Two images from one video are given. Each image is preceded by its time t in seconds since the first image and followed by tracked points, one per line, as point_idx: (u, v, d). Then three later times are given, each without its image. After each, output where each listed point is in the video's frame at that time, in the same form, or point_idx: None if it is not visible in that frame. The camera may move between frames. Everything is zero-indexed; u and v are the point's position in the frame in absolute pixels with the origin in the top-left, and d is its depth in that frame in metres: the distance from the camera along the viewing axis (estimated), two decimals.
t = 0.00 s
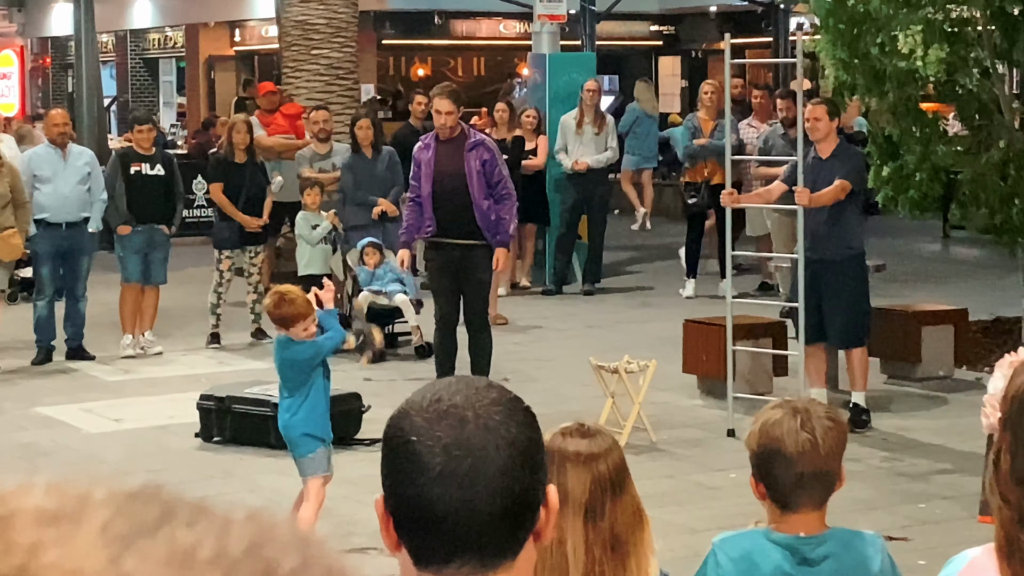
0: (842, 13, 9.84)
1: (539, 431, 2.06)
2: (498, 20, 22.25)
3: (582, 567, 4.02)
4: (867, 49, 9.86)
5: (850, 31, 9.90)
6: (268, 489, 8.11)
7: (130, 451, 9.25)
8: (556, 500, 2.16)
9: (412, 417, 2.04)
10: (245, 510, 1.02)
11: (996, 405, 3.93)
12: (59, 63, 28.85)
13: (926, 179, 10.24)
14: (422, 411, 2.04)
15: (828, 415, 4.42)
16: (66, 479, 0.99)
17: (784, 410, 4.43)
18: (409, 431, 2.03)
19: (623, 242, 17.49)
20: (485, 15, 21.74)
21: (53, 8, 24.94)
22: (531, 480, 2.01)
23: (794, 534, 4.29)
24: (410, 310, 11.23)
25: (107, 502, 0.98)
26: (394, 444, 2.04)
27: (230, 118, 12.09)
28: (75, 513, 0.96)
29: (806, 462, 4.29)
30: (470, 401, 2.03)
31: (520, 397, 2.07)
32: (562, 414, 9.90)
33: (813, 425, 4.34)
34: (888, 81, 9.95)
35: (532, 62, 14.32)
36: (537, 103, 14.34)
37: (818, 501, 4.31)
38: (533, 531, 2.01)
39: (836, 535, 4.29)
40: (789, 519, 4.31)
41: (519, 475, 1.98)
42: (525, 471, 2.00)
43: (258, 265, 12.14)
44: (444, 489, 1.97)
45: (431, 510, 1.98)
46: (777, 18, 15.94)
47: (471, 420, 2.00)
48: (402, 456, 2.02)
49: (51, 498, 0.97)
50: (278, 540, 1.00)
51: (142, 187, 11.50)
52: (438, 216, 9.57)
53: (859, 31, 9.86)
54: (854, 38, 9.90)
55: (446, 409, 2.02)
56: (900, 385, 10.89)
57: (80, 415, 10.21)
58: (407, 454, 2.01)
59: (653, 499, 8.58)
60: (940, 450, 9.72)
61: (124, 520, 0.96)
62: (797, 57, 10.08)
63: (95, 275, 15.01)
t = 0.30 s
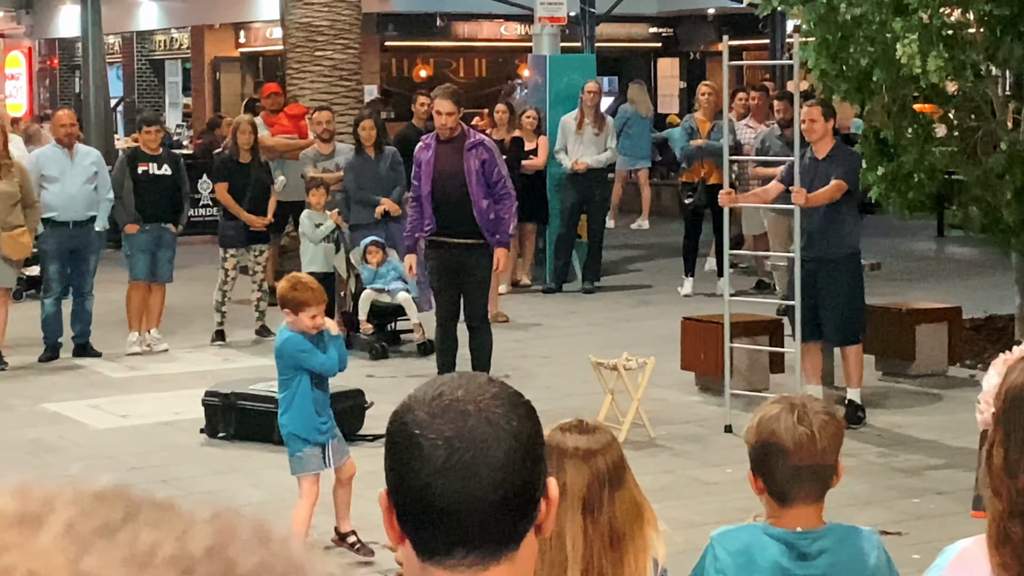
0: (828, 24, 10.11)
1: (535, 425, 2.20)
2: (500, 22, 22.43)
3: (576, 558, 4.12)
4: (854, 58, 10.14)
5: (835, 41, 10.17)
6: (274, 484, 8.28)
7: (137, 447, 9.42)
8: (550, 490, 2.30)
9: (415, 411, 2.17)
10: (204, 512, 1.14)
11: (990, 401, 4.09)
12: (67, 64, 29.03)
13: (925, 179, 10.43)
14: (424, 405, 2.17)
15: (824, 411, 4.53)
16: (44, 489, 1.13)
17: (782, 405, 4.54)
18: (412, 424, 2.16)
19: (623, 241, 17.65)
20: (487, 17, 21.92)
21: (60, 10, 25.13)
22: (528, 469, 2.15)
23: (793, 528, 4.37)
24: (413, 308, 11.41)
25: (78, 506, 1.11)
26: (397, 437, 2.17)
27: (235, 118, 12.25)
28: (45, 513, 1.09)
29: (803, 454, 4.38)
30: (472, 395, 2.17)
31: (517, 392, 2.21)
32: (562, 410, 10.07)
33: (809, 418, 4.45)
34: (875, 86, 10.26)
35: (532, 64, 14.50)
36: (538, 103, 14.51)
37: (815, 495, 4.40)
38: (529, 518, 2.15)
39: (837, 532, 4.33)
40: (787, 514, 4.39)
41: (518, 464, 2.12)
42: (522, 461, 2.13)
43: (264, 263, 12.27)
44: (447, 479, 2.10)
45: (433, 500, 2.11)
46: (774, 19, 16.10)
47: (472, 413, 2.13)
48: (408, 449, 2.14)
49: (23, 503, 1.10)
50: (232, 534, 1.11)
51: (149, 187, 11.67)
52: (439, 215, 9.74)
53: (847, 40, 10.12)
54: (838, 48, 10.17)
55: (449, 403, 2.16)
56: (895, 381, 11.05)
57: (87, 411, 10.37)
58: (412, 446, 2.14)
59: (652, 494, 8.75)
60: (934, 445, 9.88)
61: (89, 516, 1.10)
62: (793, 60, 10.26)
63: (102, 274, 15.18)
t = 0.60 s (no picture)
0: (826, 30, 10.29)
1: (540, 420, 2.14)
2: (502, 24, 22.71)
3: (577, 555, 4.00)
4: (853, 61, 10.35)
5: (835, 46, 10.34)
6: (280, 479, 8.45)
7: (146, 442, 9.59)
8: (555, 484, 2.24)
9: (420, 404, 2.12)
10: (172, 498, 1.08)
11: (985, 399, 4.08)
12: (77, 65, 29.32)
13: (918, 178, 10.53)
14: (429, 398, 2.12)
15: (824, 406, 4.43)
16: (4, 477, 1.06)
17: (781, 401, 4.45)
18: (417, 417, 2.11)
19: (624, 239, 17.82)
20: (490, 19, 22.18)
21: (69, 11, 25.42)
22: (534, 462, 2.10)
23: (791, 523, 4.33)
24: (417, 305, 11.58)
25: (42, 491, 1.04)
26: (401, 430, 2.12)
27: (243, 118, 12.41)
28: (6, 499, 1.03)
29: (801, 451, 4.32)
30: (477, 389, 2.12)
31: (522, 387, 2.16)
32: (564, 406, 10.24)
33: (808, 415, 4.37)
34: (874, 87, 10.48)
35: (536, 65, 14.69)
36: (540, 104, 14.70)
37: (813, 490, 4.35)
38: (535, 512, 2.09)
39: (833, 524, 4.31)
40: (785, 509, 4.34)
41: (524, 458, 2.07)
42: (528, 454, 2.08)
43: (270, 260, 12.45)
44: (452, 472, 2.05)
45: (438, 492, 2.06)
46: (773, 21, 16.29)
47: (477, 405, 2.08)
48: (412, 442, 2.09)
49: None
50: (207, 519, 1.05)
51: (157, 186, 11.85)
52: (440, 214, 9.91)
53: (844, 45, 10.31)
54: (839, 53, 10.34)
55: (453, 396, 2.11)
56: (892, 377, 11.21)
57: (96, 406, 10.55)
58: (416, 440, 2.09)
59: (652, 489, 8.91)
60: (930, 441, 10.05)
61: (64, 499, 1.03)
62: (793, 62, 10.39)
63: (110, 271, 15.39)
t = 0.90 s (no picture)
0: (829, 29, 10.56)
1: (541, 408, 2.25)
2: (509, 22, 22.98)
3: (579, 544, 4.14)
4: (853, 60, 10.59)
5: (839, 47, 10.60)
6: (292, 469, 8.64)
7: (157, 433, 9.78)
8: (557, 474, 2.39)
9: (425, 396, 2.24)
10: (168, 481, 0.97)
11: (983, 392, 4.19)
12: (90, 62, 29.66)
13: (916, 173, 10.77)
14: (433, 390, 2.24)
15: (825, 400, 4.43)
16: None
17: (782, 393, 4.44)
18: (422, 409, 2.22)
19: (627, 234, 18.01)
20: (497, 18, 22.44)
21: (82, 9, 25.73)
22: (536, 451, 2.21)
23: (794, 514, 4.31)
24: (424, 299, 11.76)
25: (44, 476, 0.93)
26: (407, 421, 2.24)
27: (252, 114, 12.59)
28: None
29: (802, 442, 4.31)
30: (479, 380, 2.23)
31: (523, 378, 2.25)
32: (568, 399, 10.43)
33: (809, 407, 4.36)
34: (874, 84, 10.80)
35: (540, 63, 14.81)
36: (545, 102, 14.88)
37: (815, 481, 4.33)
38: (536, 498, 2.20)
39: (834, 515, 4.27)
40: (786, 500, 4.32)
41: (524, 446, 2.17)
42: (529, 442, 2.19)
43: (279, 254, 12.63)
44: (456, 463, 2.17)
45: (444, 483, 2.17)
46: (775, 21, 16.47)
47: (479, 397, 2.19)
48: (418, 433, 2.21)
49: None
50: (206, 505, 0.94)
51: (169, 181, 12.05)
52: (446, 210, 10.11)
53: (846, 44, 10.55)
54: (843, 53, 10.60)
55: (457, 388, 2.22)
56: (892, 371, 11.39)
57: (109, 398, 10.74)
58: (422, 431, 2.21)
59: (654, 480, 9.10)
60: (928, 434, 10.22)
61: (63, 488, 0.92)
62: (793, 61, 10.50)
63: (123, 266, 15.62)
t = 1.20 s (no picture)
0: (826, 19, 10.63)
1: (542, 399, 2.43)
2: (514, 18, 23.23)
3: (583, 529, 4.22)
4: (851, 53, 10.72)
5: (831, 39, 10.69)
6: (301, 457, 8.84)
7: (169, 421, 9.99)
8: (559, 465, 2.55)
9: (429, 387, 2.42)
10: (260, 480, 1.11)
11: (980, 382, 4.40)
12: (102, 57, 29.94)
13: (915, 168, 10.98)
14: (437, 381, 2.42)
15: (826, 390, 4.50)
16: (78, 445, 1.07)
17: (782, 383, 4.51)
18: (426, 400, 2.40)
19: (631, 226, 18.21)
20: (502, 14, 22.69)
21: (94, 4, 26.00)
22: (536, 439, 2.38)
23: (794, 502, 4.34)
24: (431, 289, 11.94)
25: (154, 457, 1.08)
26: (413, 414, 2.41)
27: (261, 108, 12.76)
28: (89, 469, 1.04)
29: (802, 433, 4.36)
30: (482, 372, 2.41)
31: (523, 370, 2.44)
32: (572, 388, 10.63)
33: (810, 397, 4.42)
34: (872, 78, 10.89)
35: (545, 58, 15.00)
36: (550, 96, 15.03)
37: (816, 470, 4.37)
38: (538, 484, 2.37)
39: (834, 503, 4.30)
40: (788, 489, 4.35)
41: (526, 436, 2.35)
42: (531, 432, 2.37)
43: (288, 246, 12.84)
44: (460, 452, 2.34)
45: (448, 472, 2.34)
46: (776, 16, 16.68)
47: (482, 389, 2.37)
48: (423, 422, 2.39)
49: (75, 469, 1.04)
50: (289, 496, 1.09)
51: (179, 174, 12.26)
52: (452, 202, 10.29)
53: (843, 38, 10.68)
54: (834, 44, 10.69)
55: (460, 379, 2.40)
56: (891, 361, 11.58)
57: (120, 387, 10.95)
58: (426, 420, 2.38)
59: (656, 469, 9.29)
60: (927, 423, 10.41)
61: (150, 471, 1.05)
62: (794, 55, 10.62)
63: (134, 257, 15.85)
